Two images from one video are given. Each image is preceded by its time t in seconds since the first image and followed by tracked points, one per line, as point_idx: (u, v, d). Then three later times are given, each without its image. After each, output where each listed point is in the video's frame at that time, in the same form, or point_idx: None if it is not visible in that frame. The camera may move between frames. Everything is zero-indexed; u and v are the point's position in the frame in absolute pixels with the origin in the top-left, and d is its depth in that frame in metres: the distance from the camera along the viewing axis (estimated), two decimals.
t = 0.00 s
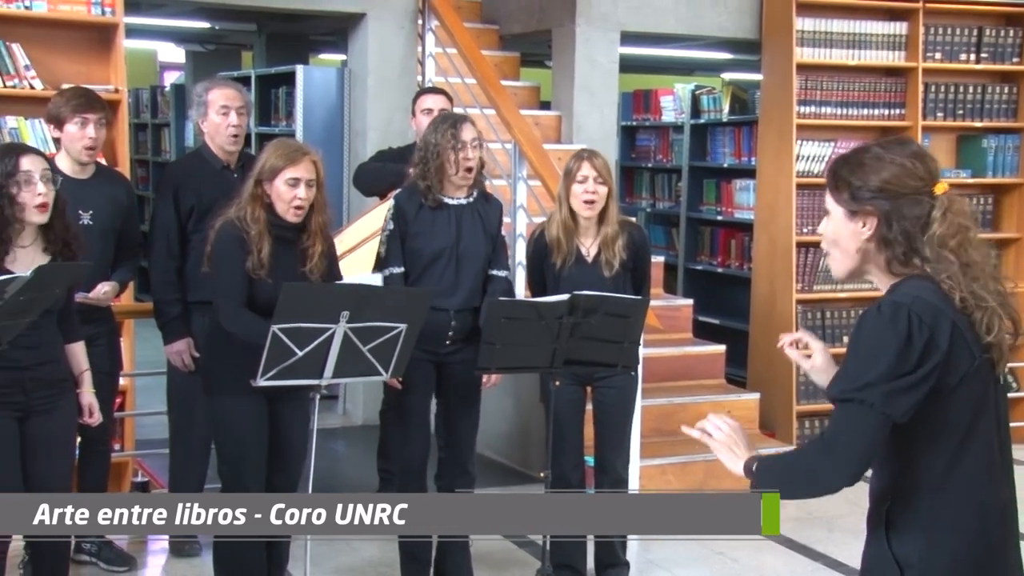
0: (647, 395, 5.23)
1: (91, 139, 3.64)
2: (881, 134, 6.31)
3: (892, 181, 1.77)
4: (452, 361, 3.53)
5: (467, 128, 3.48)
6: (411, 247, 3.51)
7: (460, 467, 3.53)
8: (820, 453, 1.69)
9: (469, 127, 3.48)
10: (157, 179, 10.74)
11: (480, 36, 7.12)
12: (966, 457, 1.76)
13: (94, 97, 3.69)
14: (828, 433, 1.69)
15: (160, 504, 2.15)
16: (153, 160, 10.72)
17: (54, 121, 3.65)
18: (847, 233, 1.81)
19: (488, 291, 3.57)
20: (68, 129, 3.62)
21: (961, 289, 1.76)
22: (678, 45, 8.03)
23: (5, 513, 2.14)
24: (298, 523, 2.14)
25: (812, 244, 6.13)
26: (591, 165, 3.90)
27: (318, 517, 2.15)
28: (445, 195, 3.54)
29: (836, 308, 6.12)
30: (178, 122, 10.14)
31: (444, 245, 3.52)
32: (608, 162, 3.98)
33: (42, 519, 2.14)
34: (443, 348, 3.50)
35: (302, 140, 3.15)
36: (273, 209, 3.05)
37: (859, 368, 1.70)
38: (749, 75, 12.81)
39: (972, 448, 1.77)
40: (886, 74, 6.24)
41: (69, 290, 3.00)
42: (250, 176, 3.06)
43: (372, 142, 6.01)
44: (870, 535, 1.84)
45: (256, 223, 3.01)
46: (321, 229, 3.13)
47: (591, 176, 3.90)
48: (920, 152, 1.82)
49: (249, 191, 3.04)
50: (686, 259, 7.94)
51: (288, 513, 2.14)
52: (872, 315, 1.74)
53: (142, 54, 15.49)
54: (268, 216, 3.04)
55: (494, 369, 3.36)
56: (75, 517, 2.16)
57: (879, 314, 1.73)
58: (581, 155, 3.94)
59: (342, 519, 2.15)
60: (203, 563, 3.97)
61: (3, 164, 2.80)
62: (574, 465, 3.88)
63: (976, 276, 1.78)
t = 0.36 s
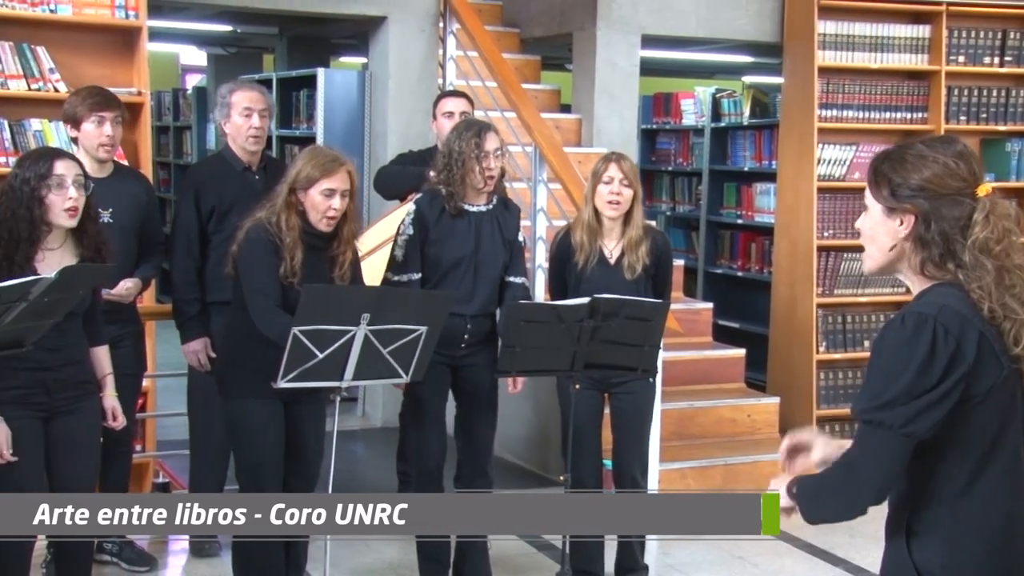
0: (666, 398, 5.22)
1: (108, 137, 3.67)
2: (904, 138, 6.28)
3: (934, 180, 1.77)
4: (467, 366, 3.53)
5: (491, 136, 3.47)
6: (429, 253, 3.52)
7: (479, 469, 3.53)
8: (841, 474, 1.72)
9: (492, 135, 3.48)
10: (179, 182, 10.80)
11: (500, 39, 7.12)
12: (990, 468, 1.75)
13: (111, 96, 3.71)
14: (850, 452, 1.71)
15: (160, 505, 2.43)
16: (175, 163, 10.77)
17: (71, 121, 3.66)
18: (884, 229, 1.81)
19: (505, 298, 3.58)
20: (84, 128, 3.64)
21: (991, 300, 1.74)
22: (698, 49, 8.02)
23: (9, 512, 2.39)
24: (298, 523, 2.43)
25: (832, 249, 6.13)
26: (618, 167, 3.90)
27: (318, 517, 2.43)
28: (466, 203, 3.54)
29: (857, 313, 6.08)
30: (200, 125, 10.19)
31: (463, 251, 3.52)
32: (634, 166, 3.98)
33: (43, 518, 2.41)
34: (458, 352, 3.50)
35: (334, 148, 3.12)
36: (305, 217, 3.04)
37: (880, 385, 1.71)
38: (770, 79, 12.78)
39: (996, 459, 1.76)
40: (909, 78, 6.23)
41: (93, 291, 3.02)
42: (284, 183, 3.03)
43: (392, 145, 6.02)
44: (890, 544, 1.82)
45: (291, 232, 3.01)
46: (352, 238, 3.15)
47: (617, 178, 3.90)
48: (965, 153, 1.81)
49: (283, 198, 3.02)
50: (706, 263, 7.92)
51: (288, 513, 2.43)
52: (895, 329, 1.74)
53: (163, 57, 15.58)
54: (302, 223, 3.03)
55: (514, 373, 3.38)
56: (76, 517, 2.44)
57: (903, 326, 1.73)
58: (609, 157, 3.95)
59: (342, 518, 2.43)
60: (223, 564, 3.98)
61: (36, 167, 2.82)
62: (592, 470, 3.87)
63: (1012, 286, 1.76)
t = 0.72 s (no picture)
0: (677, 400, 5.21)
1: (119, 137, 3.68)
2: (915, 139, 6.27)
3: (936, 189, 1.85)
4: (475, 369, 3.53)
5: (489, 128, 3.49)
6: (435, 248, 3.52)
7: (489, 471, 3.53)
8: (831, 467, 1.85)
9: (492, 128, 3.49)
10: (190, 182, 10.81)
11: (511, 39, 7.12)
12: (1010, 474, 1.84)
13: (121, 96, 3.73)
14: (844, 451, 1.84)
15: (159, 505, 2.47)
16: (186, 164, 10.78)
17: (83, 121, 3.67)
18: (888, 237, 1.90)
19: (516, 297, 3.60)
20: (96, 128, 3.64)
21: (995, 303, 1.82)
22: (709, 50, 8.00)
23: (8, 512, 2.44)
24: (297, 522, 2.49)
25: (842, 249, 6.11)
26: (638, 161, 3.90)
27: (316, 517, 2.49)
28: (471, 198, 3.55)
29: (868, 314, 6.06)
30: (211, 126, 10.20)
31: (466, 248, 3.52)
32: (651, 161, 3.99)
33: (43, 519, 2.48)
34: (466, 353, 3.50)
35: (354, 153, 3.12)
36: (323, 220, 3.05)
37: (878, 388, 1.83)
38: (781, 79, 12.75)
39: (1017, 465, 1.84)
40: (920, 79, 6.21)
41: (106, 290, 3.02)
42: (303, 186, 3.04)
43: (403, 146, 6.02)
44: (916, 548, 1.91)
45: (309, 234, 3.02)
46: (369, 242, 3.16)
47: (637, 171, 3.89)
48: (967, 161, 1.88)
49: (302, 201, 3.02)
50: (717, 264, 7.91)
51: (287, 513, 2.49)
52: (897, 334, 1.84)
53: (174, 58, 15.59)
54: (320, 226, 3.04)
55: (525, 374, 3.36)
56: (75, 517, 2.51)
57: (906, 331, 1.83)
58: (627, 153, 3.94)
59: (341, 519, 2.48)
60: (234, 563, 3.99)
61: (32, 167, 2.84)
62: (602, 471, 3.87)
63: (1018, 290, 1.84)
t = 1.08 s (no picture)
0: (680, 399, 5.21)
1: (130, 143, 3.68)
2: (918, 137, 6.26)
3: (923, 191, 1.87)
4: (480, 369, 3.53)
5: (484, 126, 3.52)
6: (438, 250, 3.52)
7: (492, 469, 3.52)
8: (827, 465, 1.86)
9: (488, 123, 3.52)
10: (194, 181, 10.82)
11: (514, 38, 7.12)
12: (1008, 471, 1.84)
13: (134, 100, 3.71)
14: (840, 448, 1.85)
15: (160, 505, 2.47)
16: (190, 163, 10.79)
17: (93, 125, 3.67)
18: (878, 238, 1.92)
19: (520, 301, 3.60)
20: (106, 132, 3.65)
21: (983, 301, 1.84)
22: (712, 48, 8.00)
23: (9, 512, 2.44)
24: (298, 522, 2.49)
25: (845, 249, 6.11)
26: (648, 162, 3.90)
27: (318, 516, 2.49)
28: (471, 198, 3.55)
29: (871, 313, 6.07)
30: (214, 125, 10.20)
31: (469, 250, 3.52)
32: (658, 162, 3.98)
33: (43, 518, 2.46)
34: (471, 353, 3.50)
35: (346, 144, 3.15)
36: (319, 212, 3.07)
37: (872, 386, 1.84)
38: (783, 78, 12.75)
39: (1014, 463, 1.84)
40: (923, 78, 6.20)
41: (111, 290, 3.03)
42: (297, 178, 3.06)
43: (406, 145, 6.02)
44: (915, 549, 1.91)
45: (307, 225, 3.02)
46: (367, 232, 3.16)
47: (646, 172, 3.89)
48: (956, 163, 1.89)
49: (298, 193, 3.04)
50: (720, 263, 7.91)
51: (288, 513, 2.49)
52: (891, 332, 1.85)
53: (177, 57, 15.61)
54: (318, 216, 3.06)
55: (527, 373, 3.37)
56: (76, 516, 2.51)
57: (900, 329, 1.85)
58: (635, 153, 3.94)
59: (342, 518, 2.48)
60: (237, 563, 3.99)
61: (43, 163, 2.83)
62: (605, 469, 3.87)
63: (1005, 289, 1.85)
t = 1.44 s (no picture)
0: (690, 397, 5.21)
1: (140, 139, 3.68)
2: (929, 135, 6.24)
3: (918, 198, 1.93)
4: (495, 368, 3.52)
5: (495, 125, 3.51)
6: (448, 253, 3.52)
7: (502, 468, 3.52)
8: (828, 461, 1.92)
9: (495, 123, 3.52)
10: (204, 180, 10.83)
11: (523, 36, 7.11)
12: (1012, 469, 1.90)
13: (144, 99, 3.73)
14: (842, 446, 1.91)
15: (159, 505, 2.49)
16: (199, 161, 10.80)
17: (103, 121, 3.68)
18: (875, 245, 1.98)
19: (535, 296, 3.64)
20: (117, 129, 3.66)
21: (982, 303, 1.89)
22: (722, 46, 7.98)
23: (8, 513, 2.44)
24: (297, 523, 2.51)
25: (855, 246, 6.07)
26: (653, 160, 3.90)
27: (316, 518, 2.52)
28: (481, 200, 3.54)
29: (882, 311, 6.02)
30: (224, 123, 10.20)
31: (480, 250, 3.52)
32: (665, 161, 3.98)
33: (42, 518, 2.46)
34: (485, 353, 3.49)
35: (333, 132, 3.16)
36: (312, 202, 3.07)
37: (873, 385, 1.90)
38: (793, 75, 12.70)
39: (1018, 461, 1.90)
40: (935, 75, 6.18)
41: (119, 287, 3.03)
42: (288, 170, 3.08)
43: (415, 143, 6.03)
44: (926, 547, 1.97)
45: (297, 216, 3.02)
46: (360, 218, 3.15)
47: (652, 170, 3.89)
48: (950, 170, 1.95)
49: (288, 185, 3.05)
50: (730, 261, 7.89)
51: (287, 513, 2.50)
52: (892, 332, 1.91)
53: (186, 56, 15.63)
54: (309, 208, 3.05)
55: (537, 371, 3.37)
56: (75, 517, 2.50)
57: (899, 329, 1.90)
58: (642, 152, 3.94)
59: (341, 519, 2.51)
60: (248, 560, 4.01)
61: (51, 161, 2.84)
62: (615, 468, 3.86)
63: (1000, 292, 1.90)
